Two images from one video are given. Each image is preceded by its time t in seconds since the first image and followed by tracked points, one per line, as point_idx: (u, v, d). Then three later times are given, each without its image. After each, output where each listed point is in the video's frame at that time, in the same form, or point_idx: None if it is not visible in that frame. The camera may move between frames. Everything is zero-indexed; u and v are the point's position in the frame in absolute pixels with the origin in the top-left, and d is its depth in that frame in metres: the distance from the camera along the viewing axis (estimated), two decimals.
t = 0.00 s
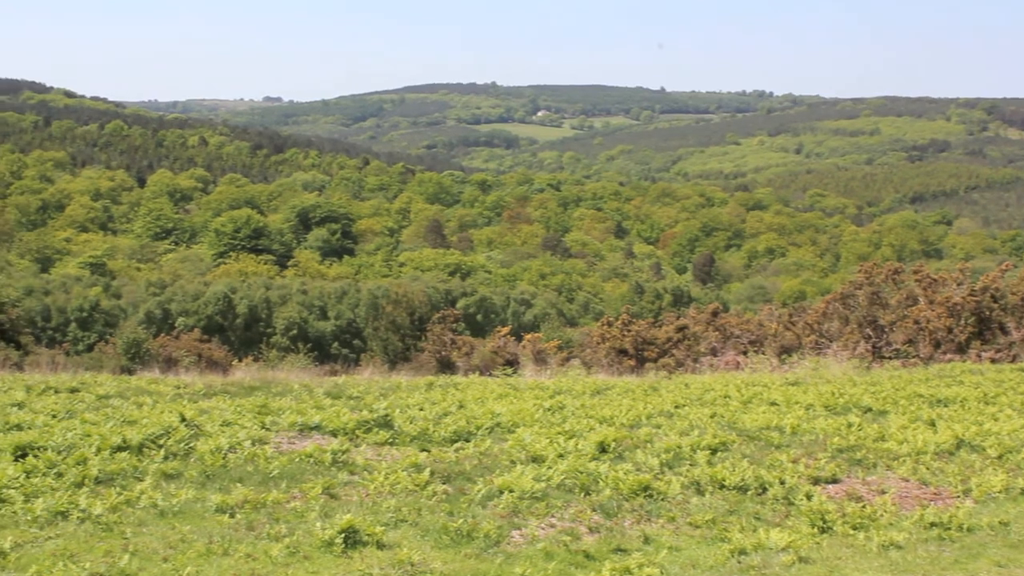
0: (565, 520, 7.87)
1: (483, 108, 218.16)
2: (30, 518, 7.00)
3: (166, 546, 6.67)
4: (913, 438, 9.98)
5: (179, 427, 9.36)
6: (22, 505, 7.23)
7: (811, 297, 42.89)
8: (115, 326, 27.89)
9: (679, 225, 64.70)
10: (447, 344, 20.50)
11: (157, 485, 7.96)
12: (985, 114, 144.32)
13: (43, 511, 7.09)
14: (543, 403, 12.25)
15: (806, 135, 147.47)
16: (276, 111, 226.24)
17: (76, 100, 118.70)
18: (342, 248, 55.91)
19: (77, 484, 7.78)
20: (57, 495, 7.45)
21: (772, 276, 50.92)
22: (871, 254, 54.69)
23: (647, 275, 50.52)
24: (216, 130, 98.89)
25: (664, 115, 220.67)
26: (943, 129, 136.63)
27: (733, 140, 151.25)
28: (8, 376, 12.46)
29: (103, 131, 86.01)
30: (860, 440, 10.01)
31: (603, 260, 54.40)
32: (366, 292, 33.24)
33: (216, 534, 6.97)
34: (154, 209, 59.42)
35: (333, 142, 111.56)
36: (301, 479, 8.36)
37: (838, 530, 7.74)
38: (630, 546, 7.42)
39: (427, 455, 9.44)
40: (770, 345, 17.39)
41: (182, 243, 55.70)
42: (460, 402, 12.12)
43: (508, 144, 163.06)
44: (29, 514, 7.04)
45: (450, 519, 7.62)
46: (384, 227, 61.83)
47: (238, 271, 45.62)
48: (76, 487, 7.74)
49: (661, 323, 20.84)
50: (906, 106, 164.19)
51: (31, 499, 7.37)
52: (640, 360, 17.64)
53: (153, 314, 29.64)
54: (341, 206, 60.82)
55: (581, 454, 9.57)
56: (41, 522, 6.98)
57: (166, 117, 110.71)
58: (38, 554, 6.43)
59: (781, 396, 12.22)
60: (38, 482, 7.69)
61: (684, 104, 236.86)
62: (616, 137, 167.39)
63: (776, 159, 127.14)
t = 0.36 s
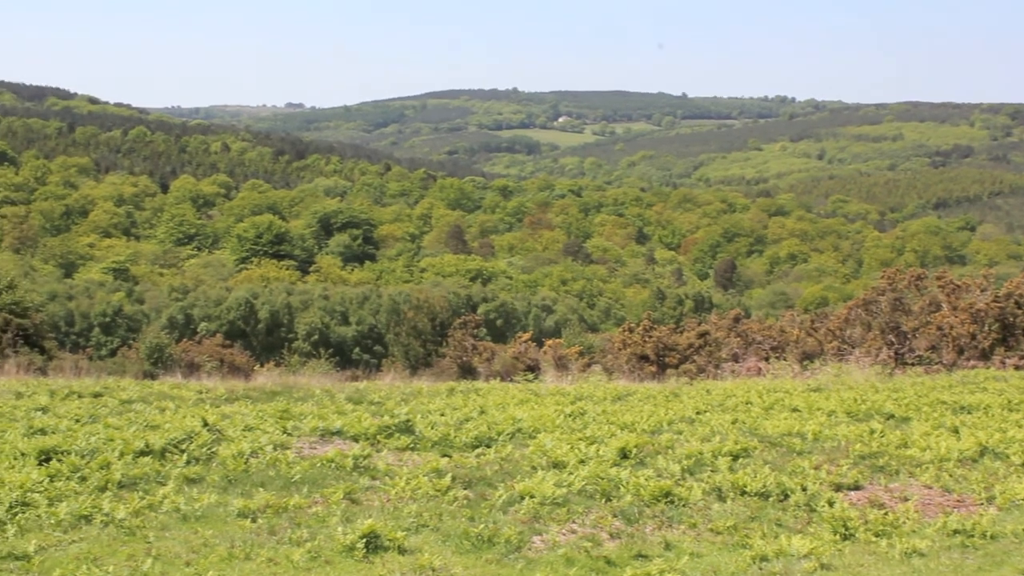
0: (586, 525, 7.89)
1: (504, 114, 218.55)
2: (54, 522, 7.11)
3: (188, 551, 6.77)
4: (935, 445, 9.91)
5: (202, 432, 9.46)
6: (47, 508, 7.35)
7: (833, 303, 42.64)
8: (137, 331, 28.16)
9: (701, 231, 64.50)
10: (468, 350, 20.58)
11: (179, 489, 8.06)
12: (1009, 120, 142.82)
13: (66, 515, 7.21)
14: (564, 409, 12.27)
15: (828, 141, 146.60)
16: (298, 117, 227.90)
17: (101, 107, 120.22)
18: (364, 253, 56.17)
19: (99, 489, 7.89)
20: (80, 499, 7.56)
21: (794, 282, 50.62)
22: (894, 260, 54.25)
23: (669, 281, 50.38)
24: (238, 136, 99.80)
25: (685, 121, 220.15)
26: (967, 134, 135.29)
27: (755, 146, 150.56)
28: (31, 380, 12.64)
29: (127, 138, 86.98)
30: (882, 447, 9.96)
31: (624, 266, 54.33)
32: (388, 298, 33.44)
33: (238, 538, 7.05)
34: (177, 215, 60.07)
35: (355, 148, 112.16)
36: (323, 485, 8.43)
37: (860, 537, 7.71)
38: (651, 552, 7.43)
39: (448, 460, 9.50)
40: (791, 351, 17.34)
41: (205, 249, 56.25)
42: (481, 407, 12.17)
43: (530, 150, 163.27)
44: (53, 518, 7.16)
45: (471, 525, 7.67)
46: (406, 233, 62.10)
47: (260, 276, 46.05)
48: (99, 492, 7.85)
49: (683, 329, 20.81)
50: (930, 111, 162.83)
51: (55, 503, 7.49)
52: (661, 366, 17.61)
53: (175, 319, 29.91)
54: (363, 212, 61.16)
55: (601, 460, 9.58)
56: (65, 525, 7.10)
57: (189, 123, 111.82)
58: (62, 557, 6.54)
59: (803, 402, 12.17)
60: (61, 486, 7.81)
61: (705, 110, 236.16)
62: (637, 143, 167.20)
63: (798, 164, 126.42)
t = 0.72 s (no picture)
0: (607, 529, 7.91)
1: (525, 117, 218.74)
2: (78, 523, 7.23)
3: (211, 552, 6.85)
4: (958, 449, 9.85)
5: (223, 435, 9.56)
6: (70, 510, 7.47)
7: (855, 306, 42.37)
8: (159, 333, 28.42)
9: (722, 234, 64.24)
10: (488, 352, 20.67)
11: (201, 491, 8.15)
12: None
13: (89, 517, 7.32)
14: (585, 412, 12.28)
15: (850, 143, 145.57)
16: (319, 120, 229.41)
17: (124, 110, 121.60)
18: (385, 256, 56.41)
19: (122, 490, 8.01)
20: (102, 501, 7.68)
21: (816, 285, 50.30)
22: (916, 263, 53.79)
23: (690, 284, 50.24)
24: (260, 139, 100.63)
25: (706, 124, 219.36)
26: (991, 136, 133.94)
27: (776, 148, 149.80)
28: (57, 382, 12.85)
29: (150, 141, 87.93)
30: (905, 450, 9.91)
31: (645, 269, 54.24)
32: (408, 300, 33.60)
33: (259, 540, 7.13)
34: (198, 218, 60.64)
35: (375, 151, 112.68)
36: (344, 487, 8.51)
37: (883, 541, 7.67)
38: (673, 556, 7.43)
39: (469, 463, 9.55)
40: (813, 354, 17.25)
41: (227, 252, 56.72)
42: (501, 410, 12.21)
43: (550, 153, 163.36)
44: (76, 519, 7.28)
45: (492, 527, 7.70)
46: (427, 236, 62.31)
47: (281, 279, 46.41)
48: (122, 493, 7.96)
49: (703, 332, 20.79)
50: (952, 113, 161.46)
51: (78, 504, 7.61)
52: (682, 369, 17.58)
53: (196, 322, 30.15)
54: (384, 215, 61.42)
55: (622, 463, 9.60)
56: (87, 527, 7.20)
57: (212, 127, 112.86)
58: (85, 558, 6.63)
59: (825, 405, 12.13)
60: (85, 488, 7.93)
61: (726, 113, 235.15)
62: (658, 146, 166.79)
63: (820, 167, 125.68)
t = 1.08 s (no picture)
0: (627, 530, 7.93)
1: (544, 117, 218.68)
2: (99, 523, 7.32)
3: (230, 553, 6.92)
4: (980, 452, 9.78)
5: (243, 435, 9.65)
6: (91, 509, 7.57)
7: (876, 307, 42.06)
8: (180, 334, 28.68)
9: (742, 235, 63.93)
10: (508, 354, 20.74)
11: (221, 491, 8.24)
12: None
13: (110, 517, 7.42)
14: (605, 413, 12.30)
15: (870, 144, 144.51)
16: (338, 121, 230.51)
17: (146, 112, 122.73)
18: (404, 257, 56.58)
19: (143, 490, 8.11)
20: (123, 501, 7.78)
21: (836, 286, 49.94)
22: (937, 264, 53.31)
23: (710, 285, 50.07)
24: (280, 140, 101.21)
25: (726, 125, 218.47)
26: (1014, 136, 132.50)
27: (796, 149, 148.87)
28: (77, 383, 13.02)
29: (171, 143, 88.70)
30: (926, 452, 9.86)
31: (665, 270, 54.11)
32: (428, 301, 33.72)
33: (280, 541, 7.20)
34: (218, 219, 61.11)
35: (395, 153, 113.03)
36: (364, 488, 8.57)
37: (904, 544, 7.65)
38: (693, 558, 7.43)
39: (488, 463, 9.59)
40: (833, 356, 17.14)
41: (247, 253, 57.13)
42: (521, 411, 12.25)
43: (569, 154, 163.14)
44: (98, 519, 7.37)
45: (511, 528, 7.75)
46: (446, 236, 62.42)
47: (301, 280, 46.69)
48: (143, 493, 8.07)
49: (723, 333, 20.75)
50: (974, 114, 159.97)
51: (99, 504, 7.71)
52: (701, 370, 17.52)
53: (217, 323, 30.36)
54: (403, 216, 61.61)
55: (642, 465, 9.62)
56: (108, 526, 7.30)
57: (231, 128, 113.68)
58: (106, 558, 6.71)
59: (845, 407, 12.07)
60: (106, 488, 8.03)
61: (745, 113, 234.00)
62: (677, 146, 166.21)
63: (840, 168, 124.74)
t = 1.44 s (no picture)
0: (658, 531, 7.96)
1: (574, 117, 218.39)
2: (132, 522, 7.46)
3: (263, 552, 7.01)
4: (1016, 454, 9.65)
5: (275, 435, 9.79)
6: (124, 508, 7.72)
7: (909, 308, 41.54)
8: (213, 335, 29.05)
9: (774, 236, 63.40)
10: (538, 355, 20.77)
11: (253, 491, 8.37)
12: None
13: (144, 516, 7.56)
14: (636, 414, 12.30)
15: (902, 143, 142.76)
16: (369, 123, 232.08)
17: (179, 114, 124.33)
18: (435, 257, 56.81)
19: (176, 490, 8.25)
20: (156, 500, 7.91)
21: (867, 287, 49.39)
22: (972, 264, 52.54)
23: (741, 285, 49.72)
24: (311, 141, 102.03)
25: (757, 124, 216.76)
26: None
27: (828, 149, 147.31)
28: (112, 383, 13.30)
29: (204, 144, 89.92)
30: (960, 454, 9.77)
31: (696, 271, 53.80)
32: (459, 302, 33.84)
33: (310, 540, 7.29)
34: (251, 220, 61.78)
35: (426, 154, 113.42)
36: (394, 487, 8.68)
37: (938, 546, 7.59)
38: (724, 558, 7.43)
39: (519, 464, 9.66)
40: (866, 356, 16.99)
41: (279, 254, 57.69)
42: (552, 411, 12.31)
43: (600, 154, 162.61)
44: (131, 518, 7.51)
45: (542, 529, 7.80)
46: (477, 237, 62.56)
47: (333, 280, 47.08)
48: (175, 493, 8.20)
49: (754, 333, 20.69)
50: (1009, 113, 157.38)
51: (133, 503, 7.86)
52: (733, 371, 17.45)
53: (249, 323, 30.66)
54: (434, 217, 61.85)
55: (673, 465, 9.62)
56: (142, 525, 7.43)
57: (263, 130, 114.94)
58: (139, 557, 6.81)
59: (877, 408, 11.99)
60: (139, 487, 8.16)
61: (777, 113, 232.14)
62: (708, 146, 165.22)
63: (873, 168, 123.23)
